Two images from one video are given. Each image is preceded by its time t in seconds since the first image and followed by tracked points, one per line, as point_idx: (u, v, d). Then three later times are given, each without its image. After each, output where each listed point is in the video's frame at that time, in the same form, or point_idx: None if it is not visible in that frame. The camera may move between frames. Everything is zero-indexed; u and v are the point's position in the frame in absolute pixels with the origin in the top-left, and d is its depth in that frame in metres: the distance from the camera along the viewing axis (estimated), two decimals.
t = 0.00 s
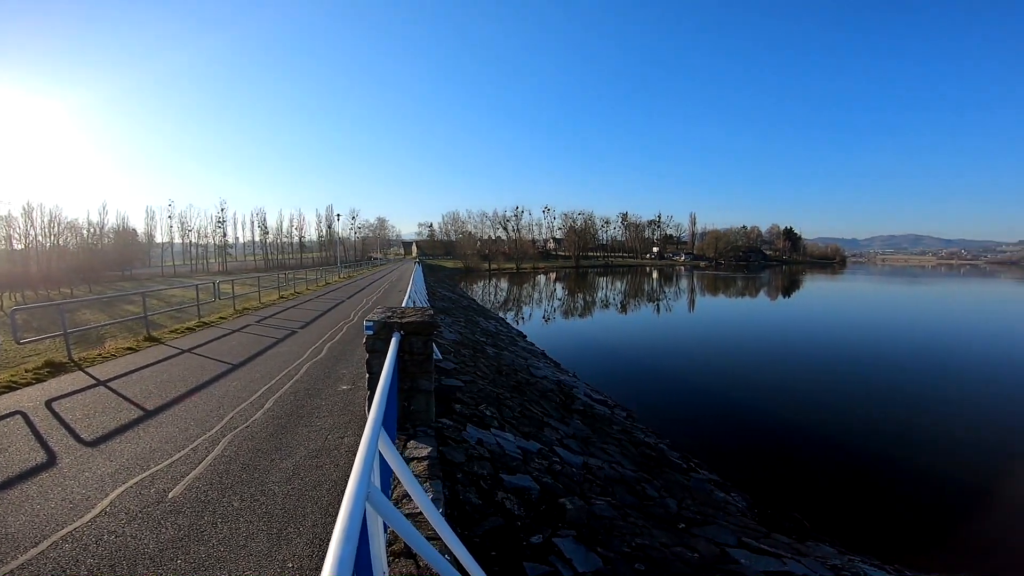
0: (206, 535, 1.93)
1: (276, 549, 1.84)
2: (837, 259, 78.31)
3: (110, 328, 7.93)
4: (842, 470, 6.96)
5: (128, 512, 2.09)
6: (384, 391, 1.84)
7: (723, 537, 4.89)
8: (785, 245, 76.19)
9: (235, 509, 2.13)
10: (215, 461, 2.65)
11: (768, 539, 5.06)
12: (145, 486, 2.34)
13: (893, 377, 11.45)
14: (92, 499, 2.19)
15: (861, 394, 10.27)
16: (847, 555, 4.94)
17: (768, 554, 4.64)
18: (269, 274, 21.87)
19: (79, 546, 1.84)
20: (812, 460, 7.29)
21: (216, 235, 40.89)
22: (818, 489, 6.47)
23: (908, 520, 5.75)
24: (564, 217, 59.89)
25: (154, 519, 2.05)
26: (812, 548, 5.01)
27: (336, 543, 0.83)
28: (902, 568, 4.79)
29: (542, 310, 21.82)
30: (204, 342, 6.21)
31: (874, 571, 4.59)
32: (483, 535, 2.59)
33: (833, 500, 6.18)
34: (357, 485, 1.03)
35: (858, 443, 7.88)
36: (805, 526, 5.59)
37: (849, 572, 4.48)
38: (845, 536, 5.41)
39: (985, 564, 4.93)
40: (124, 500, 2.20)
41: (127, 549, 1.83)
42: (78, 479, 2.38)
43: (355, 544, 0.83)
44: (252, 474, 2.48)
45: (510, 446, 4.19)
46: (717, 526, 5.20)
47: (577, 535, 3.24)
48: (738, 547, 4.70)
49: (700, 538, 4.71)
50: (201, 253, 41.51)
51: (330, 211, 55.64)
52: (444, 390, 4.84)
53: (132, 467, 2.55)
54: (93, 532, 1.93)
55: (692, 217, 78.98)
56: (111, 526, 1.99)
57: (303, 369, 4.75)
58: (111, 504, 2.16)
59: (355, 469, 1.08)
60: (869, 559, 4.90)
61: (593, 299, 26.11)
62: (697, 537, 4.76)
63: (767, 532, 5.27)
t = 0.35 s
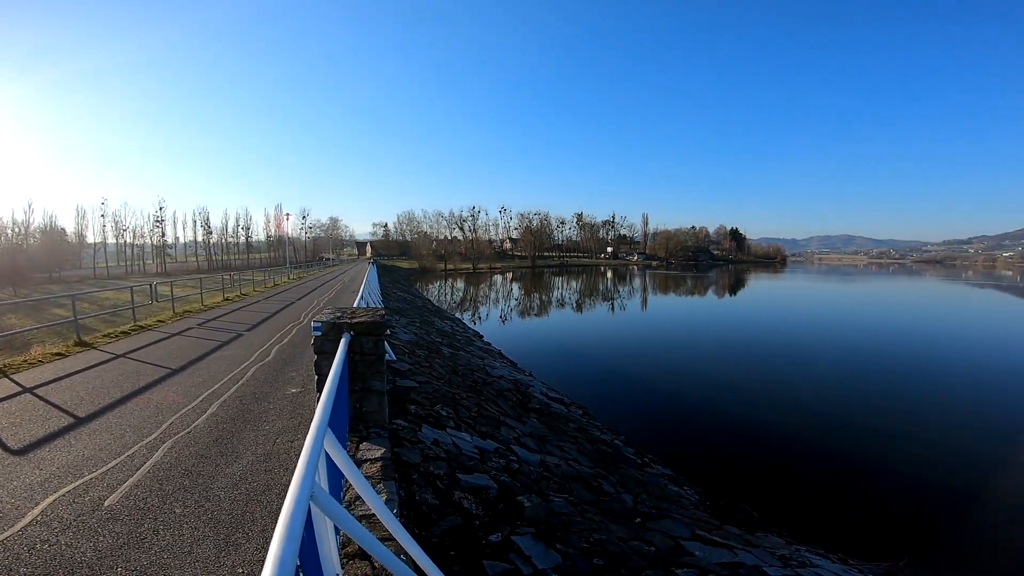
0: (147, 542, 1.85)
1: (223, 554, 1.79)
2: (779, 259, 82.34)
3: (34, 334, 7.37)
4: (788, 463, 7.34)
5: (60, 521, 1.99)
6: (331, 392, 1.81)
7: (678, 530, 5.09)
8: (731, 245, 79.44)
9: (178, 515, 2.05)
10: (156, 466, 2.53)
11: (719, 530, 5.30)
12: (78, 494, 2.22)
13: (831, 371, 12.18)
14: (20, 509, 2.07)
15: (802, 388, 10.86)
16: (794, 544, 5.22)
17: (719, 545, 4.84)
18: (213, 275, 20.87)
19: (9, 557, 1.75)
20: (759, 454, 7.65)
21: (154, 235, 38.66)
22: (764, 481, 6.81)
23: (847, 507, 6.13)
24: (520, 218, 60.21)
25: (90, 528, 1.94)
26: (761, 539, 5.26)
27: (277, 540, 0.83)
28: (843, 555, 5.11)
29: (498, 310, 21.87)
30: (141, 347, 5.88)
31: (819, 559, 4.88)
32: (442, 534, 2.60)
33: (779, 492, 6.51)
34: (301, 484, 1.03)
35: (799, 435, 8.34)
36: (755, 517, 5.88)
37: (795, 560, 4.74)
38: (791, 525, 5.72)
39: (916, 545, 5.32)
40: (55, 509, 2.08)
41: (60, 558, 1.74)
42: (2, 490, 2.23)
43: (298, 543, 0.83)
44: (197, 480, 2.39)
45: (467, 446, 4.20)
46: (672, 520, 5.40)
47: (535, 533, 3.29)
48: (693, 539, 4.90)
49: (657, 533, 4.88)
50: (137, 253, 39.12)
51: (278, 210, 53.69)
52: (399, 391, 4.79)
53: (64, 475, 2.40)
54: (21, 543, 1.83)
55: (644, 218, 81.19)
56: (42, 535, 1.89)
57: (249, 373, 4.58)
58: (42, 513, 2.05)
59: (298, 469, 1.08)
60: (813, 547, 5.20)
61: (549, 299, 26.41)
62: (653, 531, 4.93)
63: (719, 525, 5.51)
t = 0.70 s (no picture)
0: (107, 546, 1.81)
1: (188, 556, 1.76)
2: (744, 258, 84.71)
3: None
4: (752, 458, 7.58)
5: (13, 528, 1.92)
6: (293, 393, 1.81)
7: (648, 525, 5.20)
8: (699, 245, 81.26)
9: (140, 518, 2.01)
10: (114, 471, 2.46)
11: (687, 525, 5.44)
12: (33, 499, 2.15)
13: (791, 367, 12.64)
14: None
15: (765, 384, 11.23)
16: (760, 537, 5.40)
17: (687, 539, 4.98)
18: (174, 277, 20.20)
19: None
20: (725, 449, 7.87)
21: (110, 235, 37.09)
22: (730, 476, 7.02)
23: (809, 499, 6.38)
24: (492, 218, 60.27)
25: (45, 533, 1.88)
26: (729, 532, 5.43)
27: (233, 533, 0.84)
28: (806, 546, 5.32)
29: (470, 310, 21.85)
30: (97, 351, 5.66)
31: (783, 552, 5.05)
32: (412, 534, 2.60)
33: (746, 486, 6.71)
34: (260, 479, 1.04)
35: (762, 430, 8.63)
36: (723, 512, 6.05)
37: (760, 553, 4.91)
38: (757, 519, 5.92)
39: (873, 533, 5.58)
40: (8, 515, 2.01)
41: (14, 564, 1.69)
42: None
43: (255, 538, 0.84)
44: (158, 483, 2.33)
45: (437, 446, 4.20)
46: (642, 515, 5.51)
47: (506, 530, 3.32)
48: (662, 533, 5.03)
49: (627, 529, 4.99)
50: (92, 254, 37.46)
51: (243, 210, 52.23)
52: (367, 392, 4.76)
53: (16, 482, 2.32)
54: None
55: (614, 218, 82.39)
56: None
57: (212, 376, 4.48)
58: None
59: (256, 465, 1.09)
60: (778, 540, 5.39)
61: (520, 299, 26.53)
62: (624, 527, 5.04)
63: (688, 520, 5.66)
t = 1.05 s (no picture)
0: (55, 552, 1.75)
1: (141, 559, 1.72)
2: (703, 258, 87.30)
3: None
4: (712, 452, 7.84)
5: None
6: (244, 393, 1.80)
7: (612, 521, 5.33)
8: (660, 245, 83.25)
9: (89, 522, 1.95)
10: (61, 476, 2.37)
11: (651, 520, 5.59)
12: None
13: (747, 363, 13.13)
14: None
15: (722, 380, 11.62)
16: (720, 530, 5.60)
17: (650, 533, 5.12)
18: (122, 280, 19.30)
19: None
20: (686, 445, 8.11)
21: (51, 236, 35.07)
22: (691, 471, 7.25)
23: (766, 492, 6.64)
24: (457, 218, 60.09)
25: None
26: (691, 526, 5.61)
27: (179, 526, 0.86)
28: (765, 538, 5.54)
29: (435, 311, 21.75)
30: (38, 356, 5.38)
31: (742, 544, 5.25)
32: (375, 533, 2.60)
33: (706, 480, 6.94)
34: (208, 475, 1.04)
35: (720, 425, 8.94)
36: (685, 507, 6.24)
37: (721, 545, 5.09)
38: (719, 512, 6.13)
39: (826, 523, 5.86)
40: None
41: None
42: None
43: (201, 529, 0.86)
44: (108, 488, 2.25)
45: (400, 446, 4.20)
46: (605, 511, 5.64)
47: (471, 528, 3.35)
48: (625, 528, 5.16)
49: (592, 525, 5.09)
50: (30, 256, 35.33)
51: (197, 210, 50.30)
52: (329, 394, 4.71)
53: None
54: None
55: (579, 219, 83.49)
56: None
57: (165, 379, 4.33)
58: None
59: (205, 462, 1.09)
60: (738, 532, 5.59)
61: (486, 299, 26.60)
62: (588, 523, 5.14)
63: (651, 514, 5.82)
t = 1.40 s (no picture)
0: None
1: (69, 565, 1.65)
2: (647, 258, 90.18)
3: None
4: (657, 447, 8.15)
5: None
6: (173, 396, 1.74)
7: (562, 516, 5.46)
8: (607, 246, 85.32)
9: (8, 532, 1.83)
10: None
11: (600, 513, 5.76)
12: None
13: (689, 360, 13.69)
14: None
15: (666, 377, 12.09)
16: (667, 522, 5.83)
17: (599, 527, 5.28)
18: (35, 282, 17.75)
19: None
20: (632, 440, 8.40)
21: None
22: (637, 465, 7.51)
23: (706, 482, 6.99)
24: (405, 218, 59.15)
25: None
26: (639, 519, 5.83)
27: (101, 522, 0.85)
28: (708, 528, 5.82)
29: (383, 312, 21.35)
30: None
31: (687, 534, 5.51)
32: (322, 534, 2.57)
33: (652, 474, 7.21)
34: (132, 471, 1.04)
35: (664, 420, 9.32)
36: (633, 500, 6.47)
37: (667, 536, 5.32)
38: (665, 505, 6.38)
39: (763, 510, 6.21)
40: None
41: None
42: None
43: (124, 523, 0.86)
44: (27, 498, 2.12)
45: (347, 448, 4.13)
46: (556, 506, 5.77)
47: (421, 527, 3.36)
48: (575, 522, 5.30)
49: (543, 520, 5.20)
50: None
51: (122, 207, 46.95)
52: (269, 397, 4.57)
53: None
54: None
55: (528, 219, 84.27)
56: None
57: (87, 386, 4.06)
58: None
59: (128, 460, 1.08)
60: (683, 524, 5.85)
61: (435, 300, 26.36)
62: (539, 519, 5.25)
63: (601, 508, 6.00)
